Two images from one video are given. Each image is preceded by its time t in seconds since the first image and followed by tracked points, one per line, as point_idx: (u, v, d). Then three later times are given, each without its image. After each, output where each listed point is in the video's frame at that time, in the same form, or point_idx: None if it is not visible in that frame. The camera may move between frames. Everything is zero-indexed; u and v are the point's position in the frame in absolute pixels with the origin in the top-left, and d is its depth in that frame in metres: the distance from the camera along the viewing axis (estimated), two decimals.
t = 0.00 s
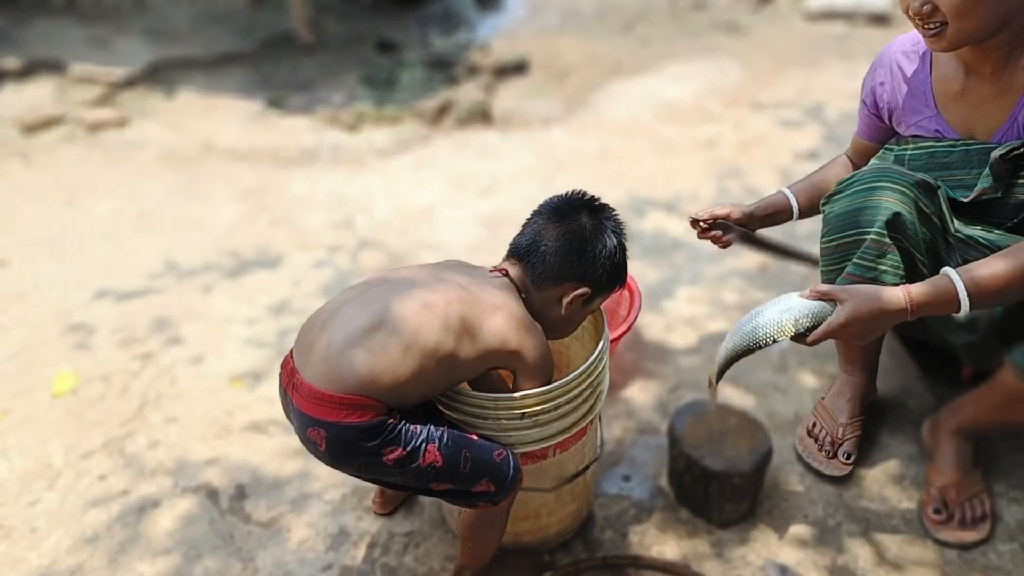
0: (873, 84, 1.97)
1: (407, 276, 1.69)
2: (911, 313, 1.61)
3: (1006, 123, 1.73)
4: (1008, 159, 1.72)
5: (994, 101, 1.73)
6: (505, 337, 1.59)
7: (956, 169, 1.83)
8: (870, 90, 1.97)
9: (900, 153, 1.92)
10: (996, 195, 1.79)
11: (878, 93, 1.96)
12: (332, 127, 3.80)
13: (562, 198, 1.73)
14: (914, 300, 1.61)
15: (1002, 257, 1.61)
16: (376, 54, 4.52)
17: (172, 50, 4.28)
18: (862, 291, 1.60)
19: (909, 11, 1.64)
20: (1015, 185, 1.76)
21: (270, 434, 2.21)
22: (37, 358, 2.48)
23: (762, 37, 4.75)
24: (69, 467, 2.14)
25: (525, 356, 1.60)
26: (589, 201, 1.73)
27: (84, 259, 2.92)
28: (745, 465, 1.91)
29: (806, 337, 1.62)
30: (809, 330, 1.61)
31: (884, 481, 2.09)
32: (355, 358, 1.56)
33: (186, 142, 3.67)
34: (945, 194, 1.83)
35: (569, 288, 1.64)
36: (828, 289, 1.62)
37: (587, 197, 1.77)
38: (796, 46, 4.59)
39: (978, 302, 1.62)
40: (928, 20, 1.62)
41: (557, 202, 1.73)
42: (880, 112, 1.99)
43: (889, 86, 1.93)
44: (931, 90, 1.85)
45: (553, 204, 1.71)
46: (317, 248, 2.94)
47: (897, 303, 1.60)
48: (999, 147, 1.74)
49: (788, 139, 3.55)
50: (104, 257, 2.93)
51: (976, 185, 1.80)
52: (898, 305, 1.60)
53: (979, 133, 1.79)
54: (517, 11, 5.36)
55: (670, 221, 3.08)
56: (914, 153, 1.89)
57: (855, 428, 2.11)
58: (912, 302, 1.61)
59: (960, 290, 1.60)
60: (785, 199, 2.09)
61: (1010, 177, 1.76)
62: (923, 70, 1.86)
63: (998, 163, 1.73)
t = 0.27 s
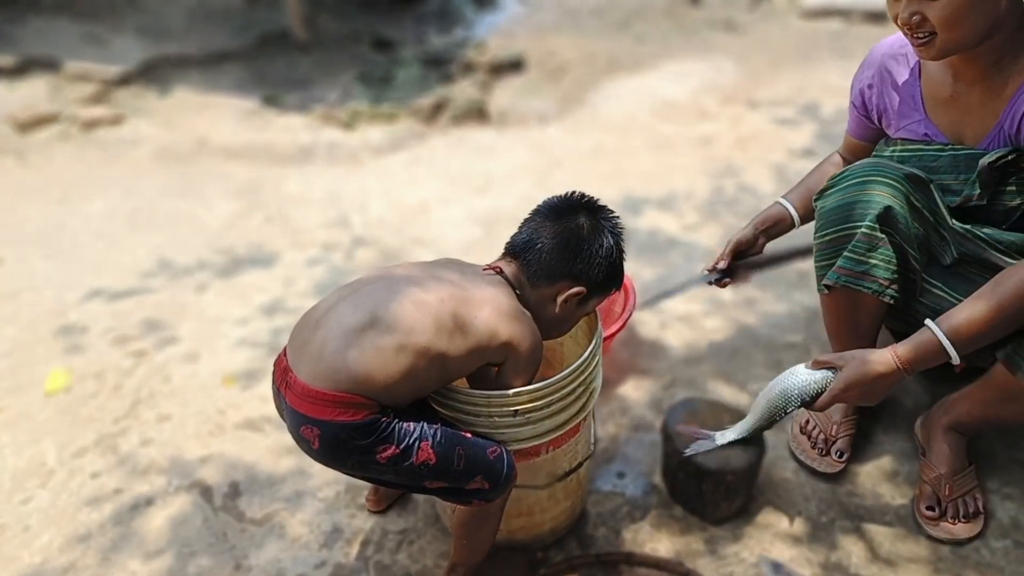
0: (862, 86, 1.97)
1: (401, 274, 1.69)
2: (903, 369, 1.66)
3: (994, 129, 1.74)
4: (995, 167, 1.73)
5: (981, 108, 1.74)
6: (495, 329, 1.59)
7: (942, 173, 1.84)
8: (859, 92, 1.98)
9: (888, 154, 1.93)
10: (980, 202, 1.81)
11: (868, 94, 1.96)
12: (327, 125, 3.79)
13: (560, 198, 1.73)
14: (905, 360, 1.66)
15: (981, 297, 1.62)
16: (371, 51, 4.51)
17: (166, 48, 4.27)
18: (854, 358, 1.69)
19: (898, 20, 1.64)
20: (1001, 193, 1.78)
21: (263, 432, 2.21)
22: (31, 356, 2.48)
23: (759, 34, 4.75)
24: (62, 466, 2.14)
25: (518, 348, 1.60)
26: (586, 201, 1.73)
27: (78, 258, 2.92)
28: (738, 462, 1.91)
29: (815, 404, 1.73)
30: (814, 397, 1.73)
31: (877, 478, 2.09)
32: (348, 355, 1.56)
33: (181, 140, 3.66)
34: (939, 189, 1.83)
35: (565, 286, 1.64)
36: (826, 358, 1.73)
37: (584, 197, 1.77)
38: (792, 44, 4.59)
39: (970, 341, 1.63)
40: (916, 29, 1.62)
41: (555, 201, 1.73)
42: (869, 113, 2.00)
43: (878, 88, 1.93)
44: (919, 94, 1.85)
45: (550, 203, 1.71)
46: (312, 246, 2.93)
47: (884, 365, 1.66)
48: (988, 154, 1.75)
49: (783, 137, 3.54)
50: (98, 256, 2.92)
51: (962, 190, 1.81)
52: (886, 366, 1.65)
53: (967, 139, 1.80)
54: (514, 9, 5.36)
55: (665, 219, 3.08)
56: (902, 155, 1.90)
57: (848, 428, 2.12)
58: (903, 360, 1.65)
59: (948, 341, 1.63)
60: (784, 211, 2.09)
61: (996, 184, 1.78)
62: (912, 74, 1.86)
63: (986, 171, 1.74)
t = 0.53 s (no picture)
0: (849, 89, 1.98)
1: (394, 270, 1.68)
2: (920, 389, 1.64)
3: (983, 131, 1.75)
4: (983, 169, 1.76)
5: (970, 110, 1.75)
6: (491, 326, 1.58)
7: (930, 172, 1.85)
8: (847, 93, 1.98)
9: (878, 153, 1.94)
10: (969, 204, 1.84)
11: (856, 96, 1.97)
12: (321, 120, 3.77)
13: (558, 194, 1.71)
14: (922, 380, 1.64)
15: (984, 310, 1.60)
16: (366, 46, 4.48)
17: (159, 42, 4.24)
18: (869, 377, 1.68)
19: (891, 29, 1.64)
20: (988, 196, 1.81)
21: (257, 428, 2.20)
22: (22, 352, 2.46)
23: (755, 29, 4.73)
24: (53, 462, 2.12)
25: (512, 347, 1.59)
26: (584, 198, 1.72)
27: (70, 254, 2.90)
28: (734, 457, 1.90)
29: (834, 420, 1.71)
30: (828, 412, 1.72)
31: (874, 473, 2.08)
32: (341, 351, 1.54)
33: (174, 134, 3.64)
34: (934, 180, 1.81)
35: (561, 284, 1.62)
36: (844, 376, 1.73)
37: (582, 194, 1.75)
38: (788, 39, 4.57)
39: (983, 356, 1.61)
40: (909, 38, 1.62)
41: (553, 197, 1.71)
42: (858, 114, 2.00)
43: (866, 90, 1.94)
44: (907, 96, 1.86)
45: (548, 199, 1.70)
46: (306, 242, 2.92)
47: (897, 382, 1.65)
48: (976, 156, 1.77)
49: (779, 132, 3.53)
50: (90, 252, 2.90)
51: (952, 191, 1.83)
52: (899, 383, 1.64)
53: (956, 138, 1.81)
54: (509, 3, 5.33)
55: (661, 214, 3.07)
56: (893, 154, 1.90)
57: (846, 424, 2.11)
58: (918, 378, 1.64)
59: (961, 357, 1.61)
60: (798, 218, 2.12)
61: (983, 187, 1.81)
62: (898, 75, 1.88)
63: (974, 173, 1.77)
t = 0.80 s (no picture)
0: (842, 90, 1.96)
1: (394, 265, 1.67)
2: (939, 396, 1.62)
3: (982, 131, 1.77)
4: (983, 170, 1.77)
5: (970, 110, 1.77)
6: (492, 329, 1.57)
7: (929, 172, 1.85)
8: (840, 96, 1.97)
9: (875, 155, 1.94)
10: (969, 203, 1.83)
11: (849, 98, 1.96)
12: (319, 115, 3.76)
13: (559, 190, 1.70)
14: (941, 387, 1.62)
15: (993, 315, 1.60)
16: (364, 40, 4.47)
17: (157, 37, 4.23)
18: (890, 381, 1.65)
19: (900, 39, 1.62)
20: (989, 195, 1.81)
21: (255, 425, 2.19)
22: (20, 349, 2.46)
23: (755, 24, 4.72)
24: (51, 458, 2.12)
25: (511, 350, 1.58)
26: (585, 195, 1.71)
27: (68, 250, 2.89)
28: (734, 454, 1.90)
29: (852, 428, 1.69)
30: (846, 418, 1.69)
31: (874, 468, 2.08)
32: (338, 346, 1.54)
33: (171, 130, 3.63)
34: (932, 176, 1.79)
35: (561, 281, 1.61)
36: (860, 381, 1.69)
37: (583, 190, 1.74)
38: (788, 34, 4.56)
39: (998, 359, 1.60)
40: (919, 49, 1.61)
41: (554, 193, 1.70)
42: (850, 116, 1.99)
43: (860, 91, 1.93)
44: (903, 96, 1.86)
45: (550, 195, 1.69)
46: (304, 237, 2.91)
47: (917, 390, 1.62)
48: (975, 158, 1.78)
49: (779, 128, 3.52)
50: (88, 248, 2.90)
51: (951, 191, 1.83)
52: (920, 391, 1.62)
53: (955, 138, 1.82)
54: None
55: (660, 210, 3.06)
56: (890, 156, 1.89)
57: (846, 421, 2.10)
58: (937, 387, 1.62)
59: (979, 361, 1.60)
60: (793, 228, 2.12)
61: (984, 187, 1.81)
62: (893, 75, 1.87)
63: (973, 175, 1.78)
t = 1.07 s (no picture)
0: (846, 84, 1.93)
1: (392, 253, 1.65)
2: (952, 382, 1.62)
3: (993, 123, 1.76)
4: (995, 164, 1.75)
5: (980, 102, 1.76)
6: (489, 316, 1.56)
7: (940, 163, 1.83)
8: (844, 90, 1.93)
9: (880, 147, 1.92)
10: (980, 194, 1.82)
11: (854, 92, 1.93)
12: (318, 103, 3.74)
13: (558, 179, 1.70)
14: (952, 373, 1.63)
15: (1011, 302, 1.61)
16: (363, 28, 4.44)
17: (154, 23, 4.19)
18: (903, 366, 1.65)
19: (918, 32, 1.60)
20: (1001, 188, 1.79)
21: (254, 414, 2.19)
22: (17, 337, 2.45)
23: (756, 13, 4.69)
24: (49, 447, 2.11)
25: (507, 337, 1.57)
26: (585, 183, 1.70)
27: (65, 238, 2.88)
28: (735, 444, 1.89)
29: (859, 412, 1.68)
30: (855, 403, 1.68)
31: (874, 459, 2.08)
32: (336, 334, 1.53)
33: (169, 118, 3.61)
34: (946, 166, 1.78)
35: (560, 269, 1.60)
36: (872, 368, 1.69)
37: (583, 179, 1.73)
38: (790, 23, 4.53)
39: (1013, 345, 1.61)
40: (937, 43, 1.59)
41: (554, 181, 1.69)
42: (852, 111, 1.96)
43: (866, 84, 1.90)
44: (912, 88, 1.85)
45: (549, 183, 1.68)
46: (303, 226, 2.90)
47: (933, 378, 1.62)
48: (986, 151, 1.76)
49: (780, 118, 3.51)
50: (85, 236, 2.88)
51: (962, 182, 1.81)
52: (936, 380, 1.62)
53: (964, 130, 1.81)
54: None
55: (659, 200, 3.05)
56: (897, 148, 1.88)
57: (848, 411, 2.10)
58: (950, 371, 1.62)
59: (994, 346, 1.60)
60: (784, 248, 2.00)
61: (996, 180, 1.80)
62: (902, 67, 1.85)
63: (985, 168, 1.76)
